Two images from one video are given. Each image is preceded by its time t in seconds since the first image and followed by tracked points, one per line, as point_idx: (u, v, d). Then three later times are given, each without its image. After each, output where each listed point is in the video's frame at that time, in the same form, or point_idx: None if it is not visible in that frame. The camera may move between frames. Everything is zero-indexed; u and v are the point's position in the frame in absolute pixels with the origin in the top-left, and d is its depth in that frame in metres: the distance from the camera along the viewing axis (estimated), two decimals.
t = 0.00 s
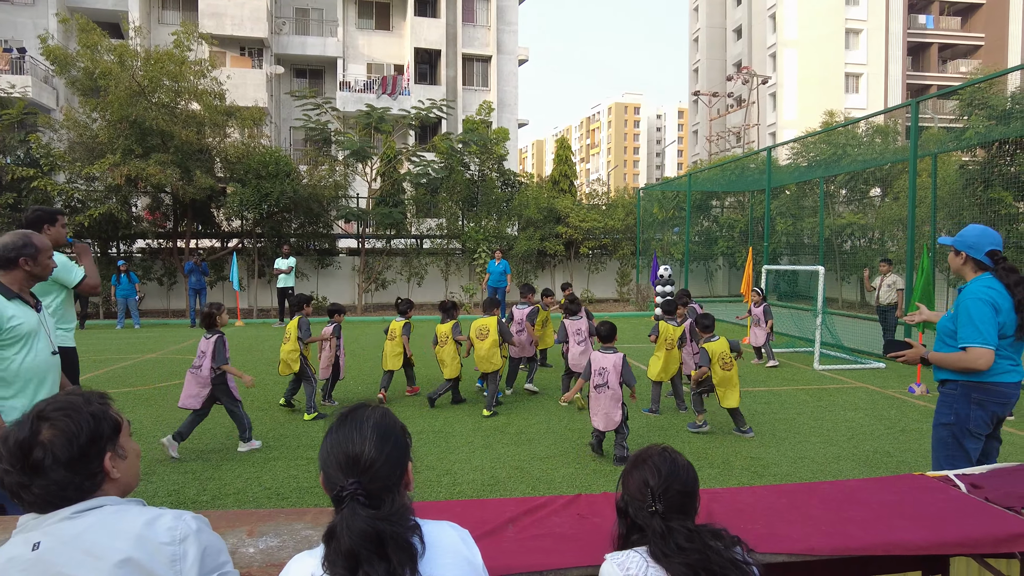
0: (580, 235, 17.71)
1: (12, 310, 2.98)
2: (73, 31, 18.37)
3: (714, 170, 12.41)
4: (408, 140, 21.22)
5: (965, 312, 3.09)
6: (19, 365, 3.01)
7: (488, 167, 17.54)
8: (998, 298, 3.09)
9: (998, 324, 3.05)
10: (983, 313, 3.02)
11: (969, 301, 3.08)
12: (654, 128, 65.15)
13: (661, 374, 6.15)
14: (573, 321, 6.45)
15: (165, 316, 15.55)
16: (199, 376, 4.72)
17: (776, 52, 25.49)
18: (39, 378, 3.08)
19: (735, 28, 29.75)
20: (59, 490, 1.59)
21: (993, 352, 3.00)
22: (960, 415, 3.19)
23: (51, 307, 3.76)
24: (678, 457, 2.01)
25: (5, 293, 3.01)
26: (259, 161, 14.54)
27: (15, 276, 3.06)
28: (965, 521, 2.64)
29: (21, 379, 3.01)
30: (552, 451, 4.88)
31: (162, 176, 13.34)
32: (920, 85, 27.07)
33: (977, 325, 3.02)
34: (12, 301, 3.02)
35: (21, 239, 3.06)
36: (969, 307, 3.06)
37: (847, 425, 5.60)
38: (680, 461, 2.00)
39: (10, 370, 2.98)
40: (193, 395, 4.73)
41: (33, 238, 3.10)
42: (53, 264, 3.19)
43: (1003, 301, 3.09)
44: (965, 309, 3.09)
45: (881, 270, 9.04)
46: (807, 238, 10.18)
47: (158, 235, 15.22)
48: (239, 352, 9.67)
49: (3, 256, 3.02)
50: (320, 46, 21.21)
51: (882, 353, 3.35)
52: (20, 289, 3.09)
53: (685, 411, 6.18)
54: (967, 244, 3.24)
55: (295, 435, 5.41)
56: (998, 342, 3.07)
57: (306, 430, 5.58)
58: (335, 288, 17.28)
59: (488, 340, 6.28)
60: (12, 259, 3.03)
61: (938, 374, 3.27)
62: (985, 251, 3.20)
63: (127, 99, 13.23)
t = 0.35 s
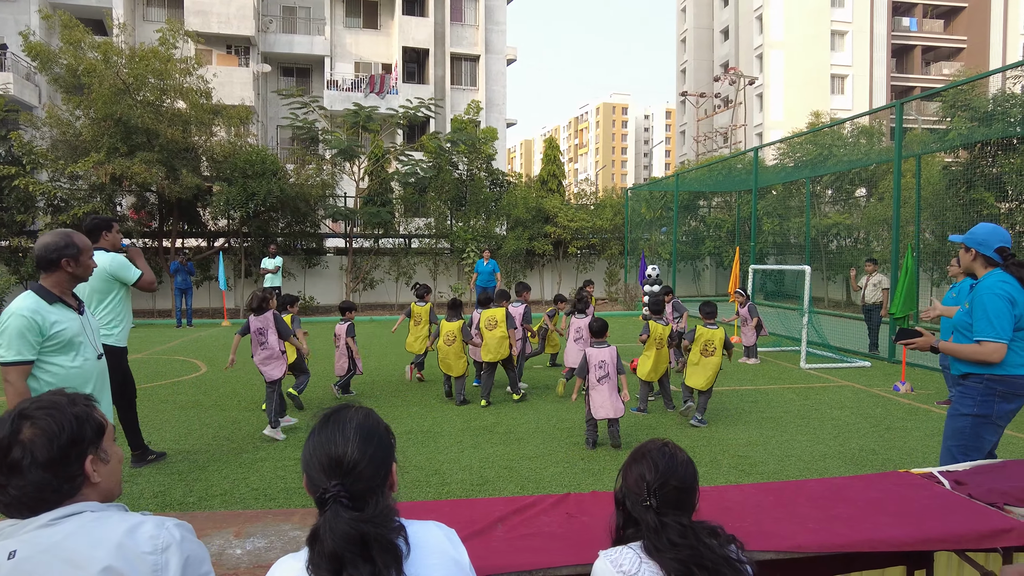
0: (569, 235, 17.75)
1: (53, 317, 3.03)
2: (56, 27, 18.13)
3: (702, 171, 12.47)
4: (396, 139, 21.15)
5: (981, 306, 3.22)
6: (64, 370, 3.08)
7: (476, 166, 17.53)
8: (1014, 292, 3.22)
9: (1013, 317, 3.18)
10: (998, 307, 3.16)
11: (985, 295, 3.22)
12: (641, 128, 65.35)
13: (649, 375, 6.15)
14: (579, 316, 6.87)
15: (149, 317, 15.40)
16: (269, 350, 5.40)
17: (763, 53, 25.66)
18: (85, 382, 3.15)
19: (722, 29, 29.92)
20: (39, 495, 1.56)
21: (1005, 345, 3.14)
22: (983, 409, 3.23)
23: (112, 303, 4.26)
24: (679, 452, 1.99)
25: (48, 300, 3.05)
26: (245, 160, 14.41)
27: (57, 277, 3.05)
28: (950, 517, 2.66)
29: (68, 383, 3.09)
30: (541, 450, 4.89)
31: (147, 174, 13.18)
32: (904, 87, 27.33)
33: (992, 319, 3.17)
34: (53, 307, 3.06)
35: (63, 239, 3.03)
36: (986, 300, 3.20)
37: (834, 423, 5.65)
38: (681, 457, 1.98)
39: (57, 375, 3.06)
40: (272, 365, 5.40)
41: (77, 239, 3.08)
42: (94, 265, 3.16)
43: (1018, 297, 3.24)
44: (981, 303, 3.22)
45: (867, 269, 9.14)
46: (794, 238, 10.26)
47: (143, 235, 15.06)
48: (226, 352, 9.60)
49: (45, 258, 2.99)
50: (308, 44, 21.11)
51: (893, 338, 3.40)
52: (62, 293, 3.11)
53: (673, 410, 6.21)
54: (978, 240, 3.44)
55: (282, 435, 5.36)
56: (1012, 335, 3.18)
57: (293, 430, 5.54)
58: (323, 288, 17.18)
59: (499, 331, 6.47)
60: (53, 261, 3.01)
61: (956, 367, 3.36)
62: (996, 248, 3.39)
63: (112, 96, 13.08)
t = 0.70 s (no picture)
0: (558, 234, 17.77)
1: (109, 315, 2.88)
2: (40, 25, 17.95)
3: (690, 170, 12.51)
4: (385, 138, 21.11)
5: (985, 311, 3.36)
6: (118, 371, 2.91)
7: (466, 166, 17.51)
8: (1019, 297, 3.34)
9: (1017, 322, 3.30)
10: (1002, 312, 3.29)
11: (990, 300, 3.35)
12: (631, 128, 65.51)
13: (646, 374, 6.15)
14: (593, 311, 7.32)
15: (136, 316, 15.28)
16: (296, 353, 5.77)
17: (752, 53, 25.78)
18: (135, 383, 3.00)
19: (711, 29, 30.06)
20: (16, 500, 1.54)
21: (1008, 349, 3.27)
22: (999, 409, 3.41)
23: (156, 293, 4.41)
24: (671, 450, 1.98)
25: (100, 298, 2.90)
26: (232, 159, 14.31)
27: (107, 277, 2.96)
28: (933, 514, 2.69)
29: (121, 384, 2.92)
30: (529, 449, 4.89)
31: (132, 173, 13.07)
32: (890, 87, 27.52)
33: (993, 324, 3.31)
34: (109, 305, 2.94)
35: (114, 238, 2.97)
36: (990, 306, 3.33)
37: (819, 421, 5.69)
38: (673, 455, 1.98)
39: (112, 377, 2.88)
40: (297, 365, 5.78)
41: (125, 238, 3.04)
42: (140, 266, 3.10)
43: None
44: (985, 309, 3.36)
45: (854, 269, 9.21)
46: (780, 237, 10.31)
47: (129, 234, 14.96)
48: (212, 351, 9.54)
49: (97, 257, 2.91)
50: (296, 42, 20.99)
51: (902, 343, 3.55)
52: (112, 291, 2.99)
53: (659, 409, 6.24)
54: (988, 243, 3.63)
55: (269, 435, 5.34)
56: (1016, 339, 3.31)
57: (279, 431, 5.52)
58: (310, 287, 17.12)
59: (507, 328, 6.72)
60: (105, 260, 2.93)
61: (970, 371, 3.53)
62: (1005, 250, 3.57)
63: (96, 94, 12.94)
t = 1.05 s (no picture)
0: (534, 234, 17.81)
1: (155, 310, 2.86)
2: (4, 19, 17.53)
3: (664, 171, 12.63)
4: (360, 137, 21.02)
5: (987, 309, 3.49)
6: (165, 366, 2.89)
7: (442, 165, 17.46)
8: (1017, 296, 3.49)
9: (1017, 319, 3.44)
10: (1004, 309, 3.43)
11: (991, 299, 3.49)
12: (607, 128, 65.87)
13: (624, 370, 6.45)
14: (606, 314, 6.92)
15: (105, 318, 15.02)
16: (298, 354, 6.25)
17: (726, 55, 26.07)
18: (183, 378, 2.97)
19: (686, 31, 30.35)
20: None
21: (1014, 345, 3.37)
22: (982, 402, 3.52)
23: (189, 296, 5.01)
24: (647, 449, 2.00)
25: (146, 293, 2.88)
26: (205, 158, 14.18)
27: (150, 273, 2.93)
28: (897, 509, 2.75)
29: (169, 379, 2.90)
30: (503, 450, 4.90)
31: (101, 172, 12.79)
32: (860, 90, 28.01)
33: (998, 321, 3.42)
34: (154, 300, 2.91)
35: (158, 236, 2.96)
36: (992, 303, 3.47)
37: (789, 419, 5.78)
38: (648, 454, 1.99)
39: (159, 370, 2.86)
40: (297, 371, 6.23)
41: (169, 236, 3.02)
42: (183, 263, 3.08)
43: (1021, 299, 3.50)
44: (988, 307, 3.49)
45: (824, 268, 9.38)
46: (753, 237, 10.45)
47: (97, 234, 14.70)
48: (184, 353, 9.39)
49: (142, 253, 2.89)
50: (270, 40, 20.75)
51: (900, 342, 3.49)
52: (155, 287, 2.97)
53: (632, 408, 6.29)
54: (982, 245, 3.69)
55: (240, 438, 5.28)
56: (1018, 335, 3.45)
57: (251, 433, 5.46)
58: (285, 288, 16.95)
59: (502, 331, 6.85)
60: (149, 255, 2.91)
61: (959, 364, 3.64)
62: (1000, 250, 3.64)
63: (63, 91, 12.66)
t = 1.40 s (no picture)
0: (514, 234, 17.83)
1: (194, 311, 2.80)
2: None
3: (642, 172, 12.72)
4: (337, 136, 20.88)
5: (979, 303, 3.92)
6: (204, 368, 2.84)
7: (421, 164, 17.39)
8: (1006, 291, 3.91)
9: (1005, 312, 3.88)
10: (993, 303, 3.86)
11: (982, 294, 3.91)
12: (586, 128, 66.14)
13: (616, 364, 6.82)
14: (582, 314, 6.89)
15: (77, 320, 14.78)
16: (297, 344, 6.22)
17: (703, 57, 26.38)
18: (222, 380, 2.94)
19: (663, 33, 30.63)
20: None
21: (1001, 336, 3.82)
22: (976, 390, 3.96)
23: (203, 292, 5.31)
24: (627, 448, 2.01)
25: (185, 294, 2.82)
26: (180, 156, 14.12)
27: (188, 274, 2.85)
28: (869, 505, 2.80)
29: (208, 383, 2.86)
30: (483, 450, 4.90)
31: (72, 170, 12.48)
32: (834, 93, 28.46)
33: (988, 314, 3.87)
34: (194, 301, 2.85)
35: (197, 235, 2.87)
36: (982, 298, 3.89)
37: (765, 417, 5.88)
38: (628, 453, 2.00)
39: (199, 374, 2.81)
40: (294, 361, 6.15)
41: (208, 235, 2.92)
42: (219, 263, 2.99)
43: (1008, 293, 3.93)
44: (979, 301, 3.92)
45: (800, 268, 9.54)
46: (729, 237, 10.58)
47: (68, 233, 14.39)
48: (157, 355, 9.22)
49: (182, 254, 2.81)
50: (246, 38, 20.50)
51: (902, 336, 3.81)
52: (194, 288, 2.90)
53: (610, 407, 6.33)
54: (975, 243, 4.04)
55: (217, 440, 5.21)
56: (1005, 326, 3.89)
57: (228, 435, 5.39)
58: (261, 288, 16.78)
59: (498, 328, 7.02)
60: (189, 256, 2.83)
61: (955, 357, 4.07)
62: (991, 249, 4.00)
63: (31, 87, 12.35)
